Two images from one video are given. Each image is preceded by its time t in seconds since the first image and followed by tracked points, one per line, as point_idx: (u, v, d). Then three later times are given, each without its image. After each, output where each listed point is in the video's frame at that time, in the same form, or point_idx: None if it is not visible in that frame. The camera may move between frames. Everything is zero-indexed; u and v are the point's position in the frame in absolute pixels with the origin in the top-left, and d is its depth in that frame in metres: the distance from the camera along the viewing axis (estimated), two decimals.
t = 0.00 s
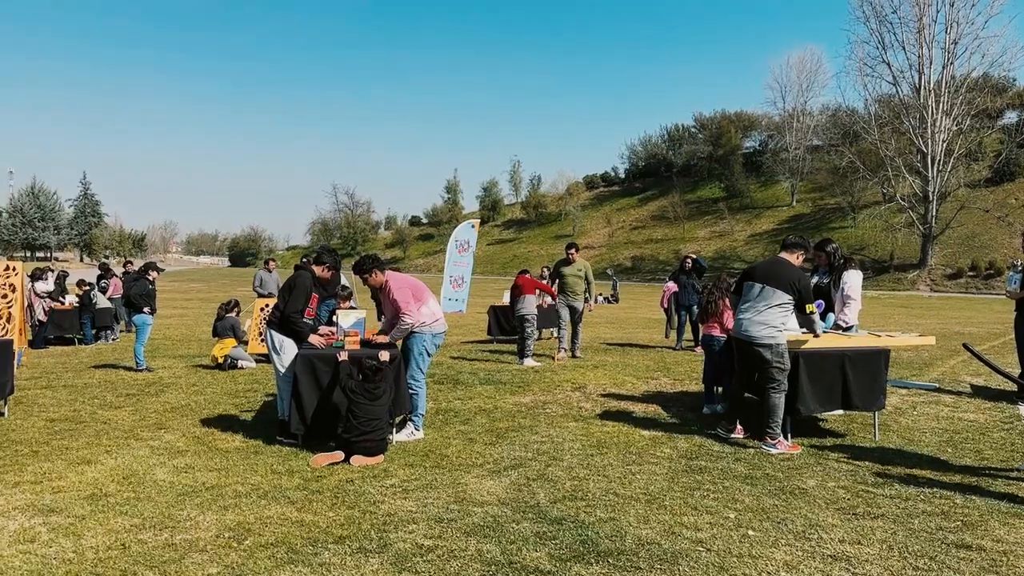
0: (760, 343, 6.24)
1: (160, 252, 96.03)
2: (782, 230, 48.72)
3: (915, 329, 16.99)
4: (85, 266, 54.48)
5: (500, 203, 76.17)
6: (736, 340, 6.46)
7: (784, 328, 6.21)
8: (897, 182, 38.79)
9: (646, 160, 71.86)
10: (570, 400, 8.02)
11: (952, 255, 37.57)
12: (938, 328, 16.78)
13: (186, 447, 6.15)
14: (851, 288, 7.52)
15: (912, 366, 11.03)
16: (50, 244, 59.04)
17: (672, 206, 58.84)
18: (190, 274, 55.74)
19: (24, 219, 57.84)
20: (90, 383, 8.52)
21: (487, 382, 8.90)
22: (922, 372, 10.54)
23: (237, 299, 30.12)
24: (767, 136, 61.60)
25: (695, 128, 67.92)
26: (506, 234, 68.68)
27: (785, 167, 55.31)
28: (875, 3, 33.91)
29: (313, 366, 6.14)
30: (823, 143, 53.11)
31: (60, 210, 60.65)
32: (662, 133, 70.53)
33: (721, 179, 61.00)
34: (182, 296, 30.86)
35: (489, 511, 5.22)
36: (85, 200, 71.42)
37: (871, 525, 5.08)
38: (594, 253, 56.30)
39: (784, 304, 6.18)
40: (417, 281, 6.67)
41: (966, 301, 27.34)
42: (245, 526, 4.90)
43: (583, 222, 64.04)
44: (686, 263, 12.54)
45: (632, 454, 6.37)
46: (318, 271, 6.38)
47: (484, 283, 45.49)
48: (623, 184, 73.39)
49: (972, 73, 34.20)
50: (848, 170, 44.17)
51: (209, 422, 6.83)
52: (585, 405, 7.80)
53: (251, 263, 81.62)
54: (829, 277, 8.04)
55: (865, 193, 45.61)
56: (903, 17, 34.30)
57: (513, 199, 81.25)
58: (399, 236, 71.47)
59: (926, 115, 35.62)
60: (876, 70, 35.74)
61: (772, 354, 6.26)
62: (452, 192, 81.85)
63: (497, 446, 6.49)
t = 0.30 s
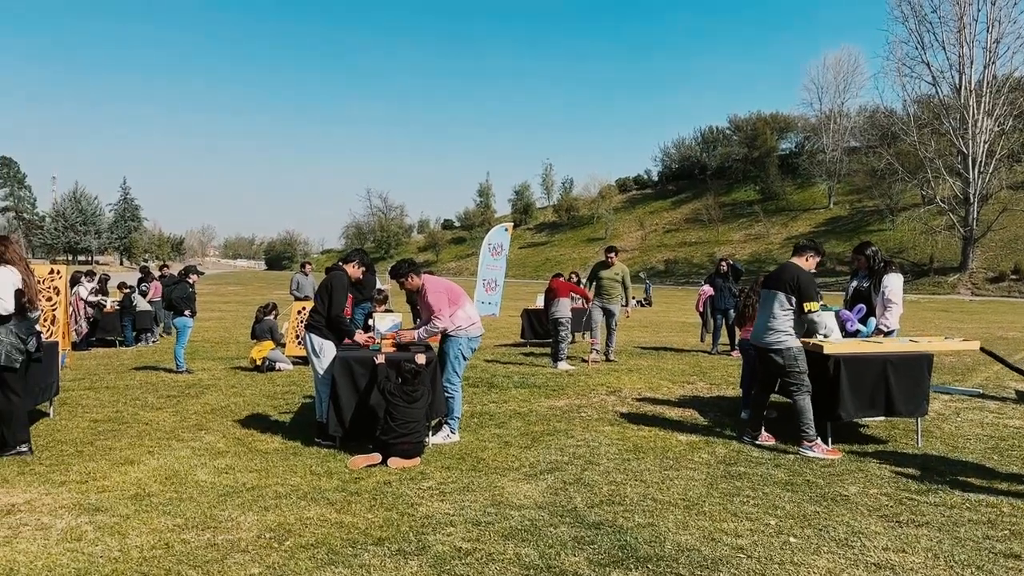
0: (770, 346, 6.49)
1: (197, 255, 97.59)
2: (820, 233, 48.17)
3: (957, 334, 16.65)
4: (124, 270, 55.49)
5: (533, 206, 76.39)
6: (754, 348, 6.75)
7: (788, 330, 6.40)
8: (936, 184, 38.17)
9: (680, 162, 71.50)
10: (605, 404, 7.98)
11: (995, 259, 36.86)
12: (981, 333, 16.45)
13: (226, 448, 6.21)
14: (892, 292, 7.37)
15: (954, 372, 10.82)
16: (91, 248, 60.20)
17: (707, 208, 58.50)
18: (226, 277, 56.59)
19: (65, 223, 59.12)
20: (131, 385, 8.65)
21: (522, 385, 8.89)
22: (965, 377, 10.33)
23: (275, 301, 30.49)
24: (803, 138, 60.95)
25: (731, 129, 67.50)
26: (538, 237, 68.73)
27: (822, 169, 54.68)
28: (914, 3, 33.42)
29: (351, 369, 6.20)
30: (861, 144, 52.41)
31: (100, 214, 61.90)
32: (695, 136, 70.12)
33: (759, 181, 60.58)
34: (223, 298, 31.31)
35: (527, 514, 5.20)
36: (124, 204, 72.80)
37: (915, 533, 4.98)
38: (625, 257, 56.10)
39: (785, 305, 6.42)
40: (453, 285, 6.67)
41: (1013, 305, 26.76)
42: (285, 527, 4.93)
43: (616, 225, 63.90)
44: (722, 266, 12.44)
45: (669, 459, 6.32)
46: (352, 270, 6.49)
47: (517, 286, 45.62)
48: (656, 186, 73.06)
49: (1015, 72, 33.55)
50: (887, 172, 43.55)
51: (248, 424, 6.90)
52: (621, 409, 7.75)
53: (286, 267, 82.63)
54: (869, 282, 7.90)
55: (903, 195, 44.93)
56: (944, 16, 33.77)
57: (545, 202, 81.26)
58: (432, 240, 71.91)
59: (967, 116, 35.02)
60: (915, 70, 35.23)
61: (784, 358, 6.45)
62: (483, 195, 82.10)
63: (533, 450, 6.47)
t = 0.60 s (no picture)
0: (792, 348, 6.57)
1: (237, 258, 99.17)
2: (863, 236, 47.43)
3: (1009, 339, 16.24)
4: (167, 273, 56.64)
5: (569, 210, 76.38)
6: (781, 351, 6.86)
7: (810, 330, 6.44)
8: (983, 185, 37.35)
9: (718, 164, 70.93)
10: (644, 409, 7.94)
11: None
12: None
13: (269, 449, 6.29)
14: (938, 295, 7.23)
15: (1005, 378, 10.55)
16: (135, 252, 61.50)
17: (748, 210, 58.01)
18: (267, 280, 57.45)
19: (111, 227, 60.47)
20: (176, 386, 8.81)
21: (560, 389, 8.87)
22: (1016, 384, 10.06)
23: (316, 304, 30.85)
24: (845, 140, 60.07)
25: (773, 130, 66.84)
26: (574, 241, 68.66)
27: (864, 171, 53.84)
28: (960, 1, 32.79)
29: (391, 372, 6.24)
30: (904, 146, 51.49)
31: (144, 219, 63.21)
32: (734, 138, 69.52)
33: (799, 184, 59.88)
34: (267, 300, 31.80)
35: (567, 519, 5.17)
36: (167, 209, 74.26)
37: (966, 543, 4.87)
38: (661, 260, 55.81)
39: (808, 306, 6.48)
40: (492, 287, 6.67)
41: None
42: (328, 528, 4.97)
43: (653, 228, 63.58)
44: (764, 270, 12.31)
45: (710, 465, 6.25)
46: (389, 272, 6.53)
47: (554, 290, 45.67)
48: (695, 189, 72.62)
49: None
50: (931, 173, 42.74)
51: (290, 425, 6.98)
52: (660, 414, 7.70)
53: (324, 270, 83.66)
54: (913, 286, 7.76)
55: (948, 197, 44.03)
56: (990, 15, 33.10)
57: (582, 205, 81.15)
58: (469, 243, 72.27)
59: (1015, 116, 34.25)
60: (960, 69, 34.56)
61: (804, 359, 6.51)
62: (518, 199, 82.24)
63: (572, 454, 6.44)
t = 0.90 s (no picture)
0: (828, 351, 6.46)
1: (281, 262, 100.75)
2: (909, 238, 46.53)
3: None
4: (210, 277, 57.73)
5: (607, 213, 76.27)
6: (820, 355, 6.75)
7: (848, 334, 6.33)
8: None
9: (759, 166, 70.15)
10: (686, 413, 7.87)
11: None
12: None
13: (312, 450, 6.36)
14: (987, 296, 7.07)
15: None
16: (181, 256, 62.78)
17: (791, 211, 57.29)
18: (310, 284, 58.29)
19: (158, 232, 61.85)
20: (221, 388, 8.96)
21: (600, 393, 8.84)
22: None
23: (358, 307, 31.22)
24: (889, 140, 58.98)
25: (817, 131, 65.88)
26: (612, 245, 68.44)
27: (909, 172, 52.79)
28: None
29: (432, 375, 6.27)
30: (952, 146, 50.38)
31: (189, 223, 64.52)
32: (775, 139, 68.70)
33: (843, 185, 58.98)
34: (312, 304, 32.29)
35: (609, 523, 5.14)
36: (210, 214, 75.70)
37: (1020, 553, 4.73)
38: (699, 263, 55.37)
39: (851, 309, 6.40)
40: (532, 291, 6.66)
41: None
42: (372, 529, 5.01)
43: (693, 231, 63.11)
44: (807, 273, 12.14)
45: (754, 471, 6.17)
46: (429, 276, 6.56)
47: (593, 293, 45.64)
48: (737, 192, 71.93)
49: None
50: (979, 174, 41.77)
51: (332, 427, 7.05)
52: (702, 419, 7.62)
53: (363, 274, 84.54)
54: (957, 290, 7.61)
55: (998, 199, 42.97)
56: None
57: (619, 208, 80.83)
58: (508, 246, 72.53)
59: None
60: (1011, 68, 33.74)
61: (840, 362, 6.39)
62: (556, 202, 82.26)
63: (613, 459, 6.41)
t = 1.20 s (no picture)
0: (874, 355, 6.34)
1: (322, 265, 102.04)
2: (958, 240, 45.47)
3: None
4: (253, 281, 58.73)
5: (647, 215, 75.90)
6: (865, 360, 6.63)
7: (894, 337, 6.21)
8: None
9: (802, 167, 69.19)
10: (728, 418, 7.78)
11: None
12: None
13: (355, 452, 6.43)
14: None
15: None
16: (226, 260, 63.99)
17: (836, 213, 56.39)
18: (352, 287, 58.99)
19: (203, 236, 63.11)
20: (266, 389, 9.11)
21: (641, 397, 8.78)
22: None
23: (401, 310, 31.51)
24: (936, 140, 57.73)
25: (861, 131, 64.78)
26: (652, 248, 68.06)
27: (957, 172, 51.61)
28: None
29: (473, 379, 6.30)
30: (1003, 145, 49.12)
31: (234, 228, 65.71)
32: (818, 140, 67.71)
33: (889, 186, 57.85)
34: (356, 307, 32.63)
35: (652, 528, 5.10)
36: (253, 218, 77.03)
37: None
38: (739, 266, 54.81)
39: (896, 313, 6.28)
40: (572, 294, 6.64)
41: None
42: (414, 530, 5.04)
43: (735, 233, 62.47)
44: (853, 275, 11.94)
45: (800, 477, 6.08)
46: (467, 279, 6.56)
47: (634, 296, 45.47)
48: (779, 194, 71.01)
49: None
50: None
51: (375, 429, 7.11)
52: (745, 424, 7.54)
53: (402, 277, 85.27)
54: (994, 297, 7.52)
55: None
56: None
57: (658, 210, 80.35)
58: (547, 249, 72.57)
59: None
60: None
61: (886, 367, 6.27)
62: (595, 205, 82.08)
63: (654, 463, 6.37)
